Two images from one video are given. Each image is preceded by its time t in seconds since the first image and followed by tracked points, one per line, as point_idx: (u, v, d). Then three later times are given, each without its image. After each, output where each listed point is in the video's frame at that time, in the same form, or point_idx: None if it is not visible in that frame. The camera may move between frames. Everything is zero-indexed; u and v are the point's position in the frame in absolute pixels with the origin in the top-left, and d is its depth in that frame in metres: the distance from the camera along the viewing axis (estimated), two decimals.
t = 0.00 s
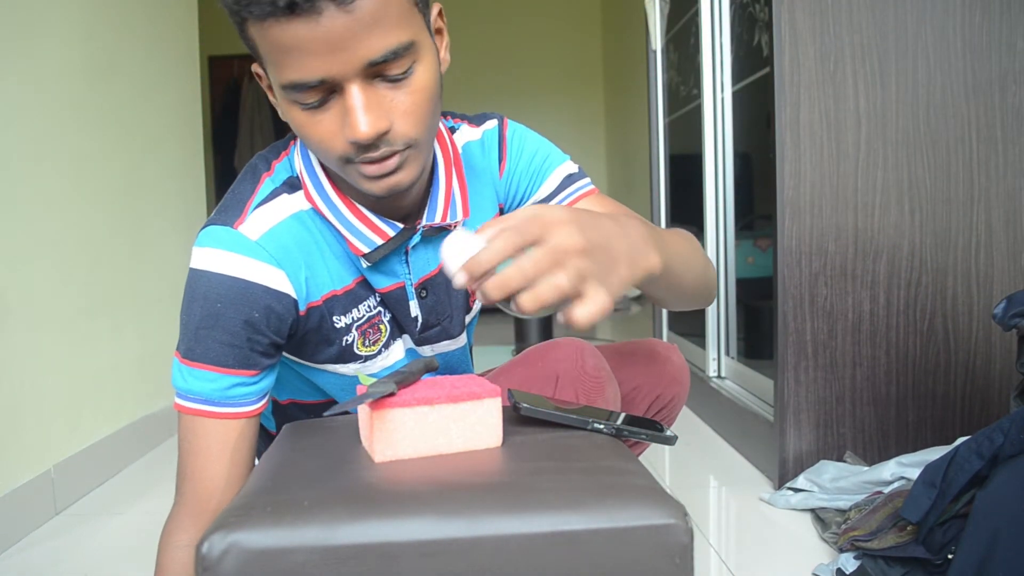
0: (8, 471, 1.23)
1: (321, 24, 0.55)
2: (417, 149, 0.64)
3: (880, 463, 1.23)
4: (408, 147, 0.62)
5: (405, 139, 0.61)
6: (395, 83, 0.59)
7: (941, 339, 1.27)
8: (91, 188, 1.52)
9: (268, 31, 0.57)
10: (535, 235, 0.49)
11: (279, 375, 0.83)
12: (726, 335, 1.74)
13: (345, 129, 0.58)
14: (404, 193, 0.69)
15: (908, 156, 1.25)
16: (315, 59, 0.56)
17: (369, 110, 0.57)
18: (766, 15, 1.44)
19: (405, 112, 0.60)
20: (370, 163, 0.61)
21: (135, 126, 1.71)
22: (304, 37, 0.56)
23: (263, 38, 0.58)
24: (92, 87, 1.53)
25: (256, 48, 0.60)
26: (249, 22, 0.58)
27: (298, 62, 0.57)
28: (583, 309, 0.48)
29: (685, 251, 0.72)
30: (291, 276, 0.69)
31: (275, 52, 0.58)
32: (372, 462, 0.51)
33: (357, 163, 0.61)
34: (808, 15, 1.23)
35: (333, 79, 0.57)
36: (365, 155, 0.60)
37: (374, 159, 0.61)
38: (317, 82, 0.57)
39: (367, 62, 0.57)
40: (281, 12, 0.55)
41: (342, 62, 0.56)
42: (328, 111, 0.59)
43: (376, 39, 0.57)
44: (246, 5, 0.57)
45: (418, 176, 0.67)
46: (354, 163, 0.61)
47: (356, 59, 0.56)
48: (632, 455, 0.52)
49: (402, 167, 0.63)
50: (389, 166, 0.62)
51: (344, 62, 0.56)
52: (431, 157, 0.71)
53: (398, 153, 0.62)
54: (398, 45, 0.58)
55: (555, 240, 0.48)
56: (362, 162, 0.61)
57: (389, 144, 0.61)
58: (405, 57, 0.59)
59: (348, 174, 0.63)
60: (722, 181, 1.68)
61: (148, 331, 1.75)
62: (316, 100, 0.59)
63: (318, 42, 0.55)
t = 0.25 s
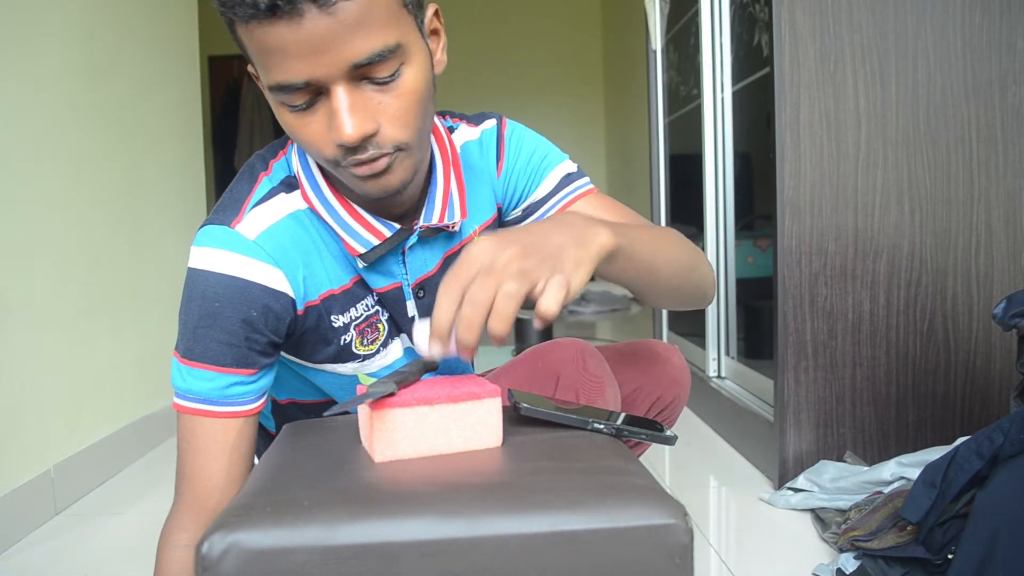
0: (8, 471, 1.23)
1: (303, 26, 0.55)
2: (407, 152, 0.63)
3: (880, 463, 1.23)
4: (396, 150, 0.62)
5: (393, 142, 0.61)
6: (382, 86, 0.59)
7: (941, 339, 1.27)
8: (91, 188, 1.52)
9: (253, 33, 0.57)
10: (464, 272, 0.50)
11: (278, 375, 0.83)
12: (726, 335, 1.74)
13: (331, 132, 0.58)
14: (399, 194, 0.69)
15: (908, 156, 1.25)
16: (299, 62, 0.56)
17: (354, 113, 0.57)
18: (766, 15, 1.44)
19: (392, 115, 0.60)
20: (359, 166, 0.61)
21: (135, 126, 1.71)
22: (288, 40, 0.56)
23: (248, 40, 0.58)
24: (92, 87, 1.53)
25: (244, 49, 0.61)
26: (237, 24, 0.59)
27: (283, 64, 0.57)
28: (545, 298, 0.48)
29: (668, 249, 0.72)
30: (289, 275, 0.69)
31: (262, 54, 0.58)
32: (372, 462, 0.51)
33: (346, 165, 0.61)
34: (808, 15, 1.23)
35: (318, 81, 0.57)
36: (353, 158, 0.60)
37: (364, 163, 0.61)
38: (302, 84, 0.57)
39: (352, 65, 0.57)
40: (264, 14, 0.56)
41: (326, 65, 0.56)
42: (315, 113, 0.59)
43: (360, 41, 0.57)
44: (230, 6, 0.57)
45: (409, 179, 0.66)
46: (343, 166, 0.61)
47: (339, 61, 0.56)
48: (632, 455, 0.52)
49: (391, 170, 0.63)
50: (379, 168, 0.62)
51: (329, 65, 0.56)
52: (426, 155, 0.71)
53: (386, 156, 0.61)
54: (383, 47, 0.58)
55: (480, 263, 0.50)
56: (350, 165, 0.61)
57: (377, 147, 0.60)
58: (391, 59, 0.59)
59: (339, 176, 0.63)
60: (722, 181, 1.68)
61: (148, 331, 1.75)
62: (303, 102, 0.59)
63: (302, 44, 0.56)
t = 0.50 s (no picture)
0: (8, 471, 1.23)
1: (303, 25, 0.55)
2: (403, 153, 0.64)
3: (880, 463, 1.23)
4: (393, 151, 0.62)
5: (390, 143, 0.61)
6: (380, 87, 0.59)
7: (941, 339, 1.27)
8: (91, 188, 1.52)
9: (251, 31, 0.57)
10: (474, 278, 0.48)
11: (274, 376, 0.83)
12: (726, 335, 1.74)
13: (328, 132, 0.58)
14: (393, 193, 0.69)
15: (908, 156, 1.25)
16: (297, 61, 0.56)
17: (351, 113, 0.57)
18: (766, 15, 1.44)
19: (389, 116, 0.60)
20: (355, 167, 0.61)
21: (135, 125, 1.71)
22: (287, 38, 0.56)
23: (247, 38, 0.58)
24: (92, 87, 1.53)
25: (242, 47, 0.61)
26: (235, 23, 0.59)
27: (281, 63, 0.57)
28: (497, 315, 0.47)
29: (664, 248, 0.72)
30: (282, 275, 0.69)
31: (260, 53, 0.58)
32: (372, 462, 0.51)
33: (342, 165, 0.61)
34: (808, 15, 1.23)
35: (316, 80, 0.57)
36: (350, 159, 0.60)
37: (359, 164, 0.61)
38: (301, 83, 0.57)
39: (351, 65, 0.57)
40: (264, 12, 0.56)
41: (325, 64, 0.56)
42: (312, 113, 0.59)
43: (360, 40, 0.57)
44: (229, 6, 0.57)
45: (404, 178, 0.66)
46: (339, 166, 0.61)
47: (338, 61, 0.56)
48: (632, 455, 0.52)
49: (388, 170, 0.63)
50: (375, 170, 0.62)
51: (328, 64, 0.56)
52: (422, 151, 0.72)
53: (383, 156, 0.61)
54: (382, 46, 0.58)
55: (488, 267, 0.48)
56: (346, 166, 0.61)
57: (373, 148, 0.60)
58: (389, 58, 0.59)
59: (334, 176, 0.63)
60: (722, 181, 1.68)
61: (148, 331, 1.75)
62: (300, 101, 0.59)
63: (301, 43, 0.56)
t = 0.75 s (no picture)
0: (8, 471, 1.23)
1: (316, 28, 0.57)
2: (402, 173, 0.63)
3: (880, 463, 1.23)
4: (392, 170, 0.61)
5: (391, 160, 0.61)
6: (384, 101, 0.60)
7: (941, 339, 1.27)
8: (91, 188, 1.52)
9: (262, 32, 0.59)
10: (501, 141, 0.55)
11: (269, 384, 0.84)
12: (726, 336, 1.74)
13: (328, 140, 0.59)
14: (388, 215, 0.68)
15: (908, 156, 1.25)
16: (306, 64, 0.57)
17: (353, 122, 0.58)
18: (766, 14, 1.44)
19: (391, 132, 0.60)
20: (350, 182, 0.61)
21: (134, 126, 1.71)
22: (298, 41, 0.57)
23: (256, 39, 0.60)
24: (92, 87, 1.53)
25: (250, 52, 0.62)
26: (246, 24, 0.60)
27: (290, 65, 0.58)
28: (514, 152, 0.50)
29: (657, 255, 0.73)
30: (274, 278, 0.69)
31: (269, 55, 0.59)
32: (373, 462, 0.51)
33: (337, 179, 0.61)
34: (808, 15, 1.23)
35: (322, 84, 0.58)
36: (347, 171, 0.60)
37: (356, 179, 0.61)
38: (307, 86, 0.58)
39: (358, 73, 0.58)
40: (280, 13, 0.57)
41: (333, 69, 0.57)
42: (314, 121, 0.60)
43: (370, 50, 0.58)
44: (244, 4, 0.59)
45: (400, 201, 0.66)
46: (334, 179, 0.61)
47: (347, 67, 0.57)
48: (631, 456, 0.52)
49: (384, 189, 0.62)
50: (371, 188, 0.61)
51: (336, 70, 0.57)
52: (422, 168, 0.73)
53: (381, 173, 0.61)
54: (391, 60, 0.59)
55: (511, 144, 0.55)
56: (341, 178, 0.60)
57: (373, 163, 0.60)
58: (397, 73, 0.60)
59: (330, 194, 0.63)
60: (722, 181, 1.68)
61: (148, 331, 1.75)
62: (304, 107, 0.60)
63: (312, 46, 0.57)
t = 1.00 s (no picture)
0: (8, 471, 1.23)
1: (313, 38, 0.57)
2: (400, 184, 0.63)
3: (880, 463, 1.23)
4: (389, 181, 0.61)
5: (387, 171, 0.61)
6: (380, 111, 0.60)
7: (941, 339, 1.27)
8: (91, 188, 1.52)
9: (257, 41, 0.59)
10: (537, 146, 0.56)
11: (263, 386, 0.83)
12: (726, 336, 1.74)
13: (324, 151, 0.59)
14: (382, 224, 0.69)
15: (908, 156, 1.25)
16: (301, 74, 0.58)
17: (349, 133, 0.58)
18: (766, 14, 1.44)
19: (386, 142, 0.60)
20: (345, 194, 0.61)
21: (135, 126, 1.71)
22: (293, 51, 0.57)
23: (249, 48, 0.60)
24: (93, 87, 1.53)
25: (243, 61, 0.62)
26: (237, 30, 0.60)
27: (284, 75, 0.58)
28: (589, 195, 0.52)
29: (653, 264, 0.73)
30: (266, 279, 0.69)
31: (262, 63, 0.59)
32: (373, 462, 0.51)
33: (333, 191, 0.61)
34: (808, 15, 1.23)
35: (318, 95, 0.58)
36: (344, 183, 0.60)
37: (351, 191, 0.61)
38: (302, 97, 0.58)
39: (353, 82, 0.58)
40: (274, 22, 0.57)
41: (330, 80, 0.57)
42: (309, 132, 0.60)
43: (366, 59, 0.58)
44: (235, 12, 0.59)
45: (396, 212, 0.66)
46: (329, 191, 0.60)
47: (343, 77, 0.58)
48: (631, 455, 0.52)
49: (381, 202, 0.62)
50: (368, 201, 0.61)
51: (331, 80, 0.57)
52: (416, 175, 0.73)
53: (378, 185, 0.61)
54: (387, 71, 0.60)
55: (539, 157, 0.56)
56: (337, 191, 0.60)
57: (369, 174, 0.60)
58: (393, 83, 0.61)
59: (326, 207, 0.63)
60: (722, 181, 1.68)
61: (148, 331, 1.75)
62: (299, 117, 0.60)
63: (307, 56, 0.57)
